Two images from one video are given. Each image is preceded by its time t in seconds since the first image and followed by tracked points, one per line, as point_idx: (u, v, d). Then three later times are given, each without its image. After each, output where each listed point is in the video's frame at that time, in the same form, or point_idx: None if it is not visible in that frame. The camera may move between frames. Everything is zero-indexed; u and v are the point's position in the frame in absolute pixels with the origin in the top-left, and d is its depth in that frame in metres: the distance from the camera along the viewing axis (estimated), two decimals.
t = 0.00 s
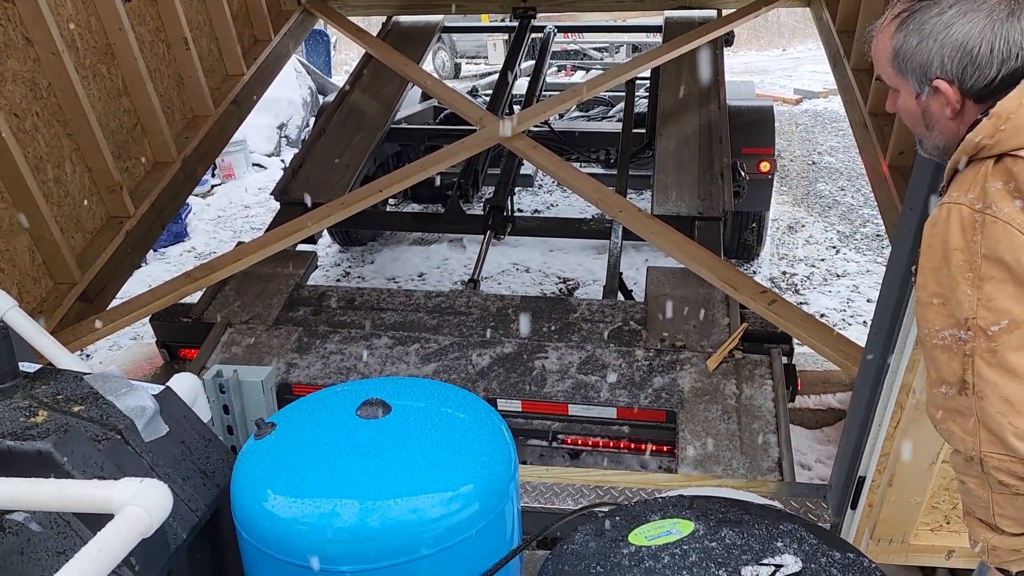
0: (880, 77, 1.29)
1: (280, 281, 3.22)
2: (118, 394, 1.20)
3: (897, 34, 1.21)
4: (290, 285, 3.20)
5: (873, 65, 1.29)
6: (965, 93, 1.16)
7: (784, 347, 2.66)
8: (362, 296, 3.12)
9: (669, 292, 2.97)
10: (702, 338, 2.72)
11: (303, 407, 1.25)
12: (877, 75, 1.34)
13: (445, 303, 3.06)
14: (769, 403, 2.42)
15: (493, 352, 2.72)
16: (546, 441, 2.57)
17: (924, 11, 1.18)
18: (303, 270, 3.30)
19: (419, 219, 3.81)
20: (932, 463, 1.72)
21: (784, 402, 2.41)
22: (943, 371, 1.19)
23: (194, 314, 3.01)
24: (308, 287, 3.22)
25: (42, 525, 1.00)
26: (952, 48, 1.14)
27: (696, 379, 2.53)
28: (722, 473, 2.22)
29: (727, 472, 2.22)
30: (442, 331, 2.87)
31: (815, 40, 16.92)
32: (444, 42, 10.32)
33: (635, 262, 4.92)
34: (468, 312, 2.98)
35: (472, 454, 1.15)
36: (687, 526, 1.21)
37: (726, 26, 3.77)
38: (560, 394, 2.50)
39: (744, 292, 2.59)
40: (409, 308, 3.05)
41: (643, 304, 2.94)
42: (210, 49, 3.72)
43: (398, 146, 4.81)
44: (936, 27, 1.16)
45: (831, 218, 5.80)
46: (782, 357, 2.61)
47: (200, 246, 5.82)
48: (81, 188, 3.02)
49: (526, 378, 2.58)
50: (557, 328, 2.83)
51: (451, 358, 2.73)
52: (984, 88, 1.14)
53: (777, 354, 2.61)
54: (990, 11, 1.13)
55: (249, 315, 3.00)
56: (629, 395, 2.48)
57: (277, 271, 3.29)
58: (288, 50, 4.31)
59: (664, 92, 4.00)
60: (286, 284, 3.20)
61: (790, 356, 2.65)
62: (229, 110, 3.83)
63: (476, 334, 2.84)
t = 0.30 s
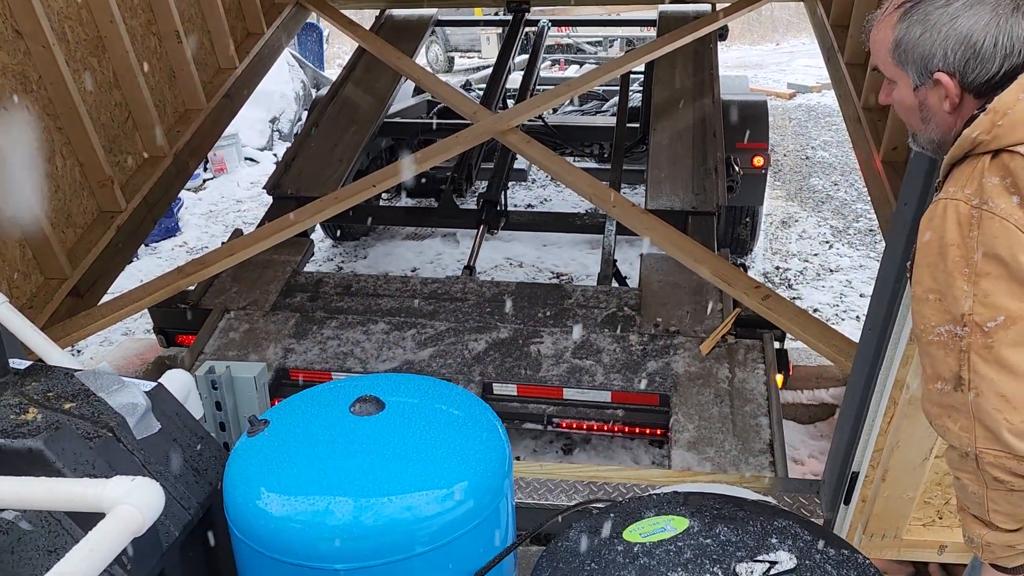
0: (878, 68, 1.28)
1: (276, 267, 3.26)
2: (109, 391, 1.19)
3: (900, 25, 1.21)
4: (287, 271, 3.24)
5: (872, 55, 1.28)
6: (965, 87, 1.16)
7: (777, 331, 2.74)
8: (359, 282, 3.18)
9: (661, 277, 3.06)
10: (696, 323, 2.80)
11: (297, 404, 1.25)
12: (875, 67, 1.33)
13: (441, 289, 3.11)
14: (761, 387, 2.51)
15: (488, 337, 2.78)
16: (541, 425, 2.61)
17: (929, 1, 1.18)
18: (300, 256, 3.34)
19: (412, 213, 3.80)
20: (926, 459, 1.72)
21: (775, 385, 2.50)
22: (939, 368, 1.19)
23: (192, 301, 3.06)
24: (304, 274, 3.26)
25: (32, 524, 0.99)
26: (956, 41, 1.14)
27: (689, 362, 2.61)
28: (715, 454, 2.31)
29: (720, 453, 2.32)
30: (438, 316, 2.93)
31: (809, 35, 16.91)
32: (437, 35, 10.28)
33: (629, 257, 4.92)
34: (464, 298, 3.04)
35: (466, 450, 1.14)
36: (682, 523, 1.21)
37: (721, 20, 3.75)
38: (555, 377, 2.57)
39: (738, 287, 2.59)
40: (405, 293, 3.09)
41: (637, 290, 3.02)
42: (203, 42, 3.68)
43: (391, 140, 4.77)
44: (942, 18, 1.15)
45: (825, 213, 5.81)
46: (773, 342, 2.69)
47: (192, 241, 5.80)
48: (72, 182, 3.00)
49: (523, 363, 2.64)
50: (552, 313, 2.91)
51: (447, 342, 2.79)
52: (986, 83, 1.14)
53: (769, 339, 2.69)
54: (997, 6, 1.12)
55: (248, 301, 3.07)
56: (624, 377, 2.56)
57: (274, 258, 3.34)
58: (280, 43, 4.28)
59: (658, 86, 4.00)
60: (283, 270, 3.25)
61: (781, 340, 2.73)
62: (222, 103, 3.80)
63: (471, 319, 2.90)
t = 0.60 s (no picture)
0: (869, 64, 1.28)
1: (273, 256, 3.27)
2: (95, 389, 1.18)
3: (891, 21, 1.20)
4: (285, 258, 3.25)
5: (863, 50, 1.27)
6: (954, 85, 1.15)
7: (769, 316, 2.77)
8: (356, 269, 3.19)
9: (654, 263, 3.08)
10: (689, 309, 2.82)
11: (285, 402, 1.24)
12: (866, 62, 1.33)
13: (437, 276, 3.11)
14: (752, 370, 2.55)
15: (484, 324, 2.81)
16: (536, 410, 2.63)
17: None
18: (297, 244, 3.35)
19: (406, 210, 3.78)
20: (916, 455, 1.73)
21: (767, 369, 2.54)
22: (926, 365, 1.19)
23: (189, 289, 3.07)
24: (302, 262, 3.27)
25: (16, 524, 0.98)
26: (944, 39, 1.13)
27: (682, 347, 2.64)
28: (708, 436, 2.34)
29: (712, 435, 2.35)
30: (434, 304, 2.94)
31: (803, 30, 16.92)
32: (431, 31, 10.24)
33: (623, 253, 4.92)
34: (459, 285, 3.05)
35: (455, 449, 1.14)
36: (671, 522, 1.21)
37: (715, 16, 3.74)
38: (550, 362, 2.61)
39: (731, 284, 2.59)
40: (401, 281, 3.10)
41: (630, 276, 3.04)
42: (194, 37, 3.65)
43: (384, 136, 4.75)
44: (932, 16, 1.15)
45: (818, 209, 5.82)
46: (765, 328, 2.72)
47: (185, 236, 5.77)
48: (62, 178, 2.97)
49: (517, 348, 2.68)
50: (547, 301, 2.92)
51: (443, 328, 2.82)
52: (974, 82, 1.14)
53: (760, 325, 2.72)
54: (986, 4, 1.12)
55: (245, 289, 3.08)
56: (617, 362, 2.59)
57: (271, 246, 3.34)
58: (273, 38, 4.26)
59: (652, 81, 3.99)
60: (280, 258, 3.26)
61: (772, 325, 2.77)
62: (213, 99, 3.78)
63: (466, 306, 2.92)
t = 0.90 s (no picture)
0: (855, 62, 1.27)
1: (271, 246, 3.26)
2: (79, 388, 1.17)
3: (872, 21, 1.18)
4: (283, 249, 3.24)
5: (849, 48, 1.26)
6: (929, 88, 1.14)
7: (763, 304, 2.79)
8: (354, 258, 3.17)
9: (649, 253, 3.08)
10: (683, 297, 2.83)
11: (271, 402, 1.24)
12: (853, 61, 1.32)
13: (434, 265, 3.10)
14: (745, 357, 2.56)
15: (480, 311, 2.81)
16: (532, 397, 2.62)
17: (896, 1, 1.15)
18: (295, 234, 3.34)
19: (401, 208, 3.77)
20: (906, 455, 1.72)
21: (759, 356, 2.55)
22: (913, 365, 1.18)
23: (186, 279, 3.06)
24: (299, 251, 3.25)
25: None
26: (916, 45, 1.12)
27: (676, 333, 2.65)
28: (700, 422, 2.34)
29: (705, 421, 2.35)
30: (432, 292, 2.93)
31: (801, 28, 16.88)
32: (428, 28, 10.21)
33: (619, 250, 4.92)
34: (456, 274, 3.04)
35: (441, 449, 1.14)
36: (657, 521, 1.20)
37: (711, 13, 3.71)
38: (545, 348, 2.61)
39: (724, 282, 2.58)
40: (398, 270, 3.09)
41: (625, 265, 3.03)
42: (188, 34, 3.63)
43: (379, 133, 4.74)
44: (903, 22, 1.13)
45: (814, 206, 5.81)
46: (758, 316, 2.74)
47: (180, 234, 5.76)
48: (54, 176, 2.96)
49: (513, 335, 2.68)
50: (542, 289, 2.92)
51: (439, 315, 2.81)
52: (947, 86, 1.13)
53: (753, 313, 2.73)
54: (958, 9, 1.10)
55: (244, 278, 3.07)
56: (612, 350, 2.59)
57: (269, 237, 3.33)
58: (267, 35, 4.24)
59: (647, 79, 3.98)
60: (278, 248, 3.24)
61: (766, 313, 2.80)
62: (207, 96, 3.76)
63: (463, 294, 2.91)
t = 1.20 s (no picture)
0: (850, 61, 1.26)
1: (273, 237, 3.23)
2: (71, 391, 1.16)
3: (866, 19, 1.18)
4: (284, 239, 3.22)
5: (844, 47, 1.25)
6: (924, 85, 1.13)
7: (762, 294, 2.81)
8: (356, 249, 3.15)
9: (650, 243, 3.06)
10: (681, 286, 2.81)
11: (263, 402, 1.24)
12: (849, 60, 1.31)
13: (433, 255, 3.09)
14: (742, 344, 2.56)
15: (480, 300, 2.80)
16: (531, 385, 2.64)
17: None
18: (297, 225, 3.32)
19: (398, 207, 3.76)
20: (904, 454, 1.71)
21: (756, 343, 2.55)
22: (911, 366, 1.17)
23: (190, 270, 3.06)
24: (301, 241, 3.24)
25: None
26: (910, 42, 1.11)
27: (674, 322, 2.64)
28: (698, 407, 2.35)
29: (702, 406, 2.35)
30: (432, 282, 2.92)
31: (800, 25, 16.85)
32: (426, 26, 10.19)
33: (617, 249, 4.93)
34: (456, 264, 3.02)
35: (434, 450, 1.14)
36: (652, 523, 1.19)
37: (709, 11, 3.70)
38: (545, 337, 2.60)
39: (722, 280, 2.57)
40: (398, 260, 3.08)
41: (624, 254, 3.03)
42: (184, 33, 3.62)
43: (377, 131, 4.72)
44: (898, 19, 1.12)
45: (813, 204, 5.81)
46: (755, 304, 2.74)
47: (178, 234, 5.75)
48: (50, 175, 2.95)
49: (513, 324, 2.67)
50: (542, 278, 2.91)
51: (440, 305, 2.80)
52: (941, 84, 1.12)
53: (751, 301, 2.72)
54: (952, 7, 1.09)
55: (245, 269, 3.06)
56: (611, 338, 2.58)
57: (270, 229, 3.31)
58: (264, 33, 4.23)
59: (645, 78, 3.97)
60: (281, 239, 3.22)
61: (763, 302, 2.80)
62: (203, 95, 3.74)
63: (463, 283, 2.90)
